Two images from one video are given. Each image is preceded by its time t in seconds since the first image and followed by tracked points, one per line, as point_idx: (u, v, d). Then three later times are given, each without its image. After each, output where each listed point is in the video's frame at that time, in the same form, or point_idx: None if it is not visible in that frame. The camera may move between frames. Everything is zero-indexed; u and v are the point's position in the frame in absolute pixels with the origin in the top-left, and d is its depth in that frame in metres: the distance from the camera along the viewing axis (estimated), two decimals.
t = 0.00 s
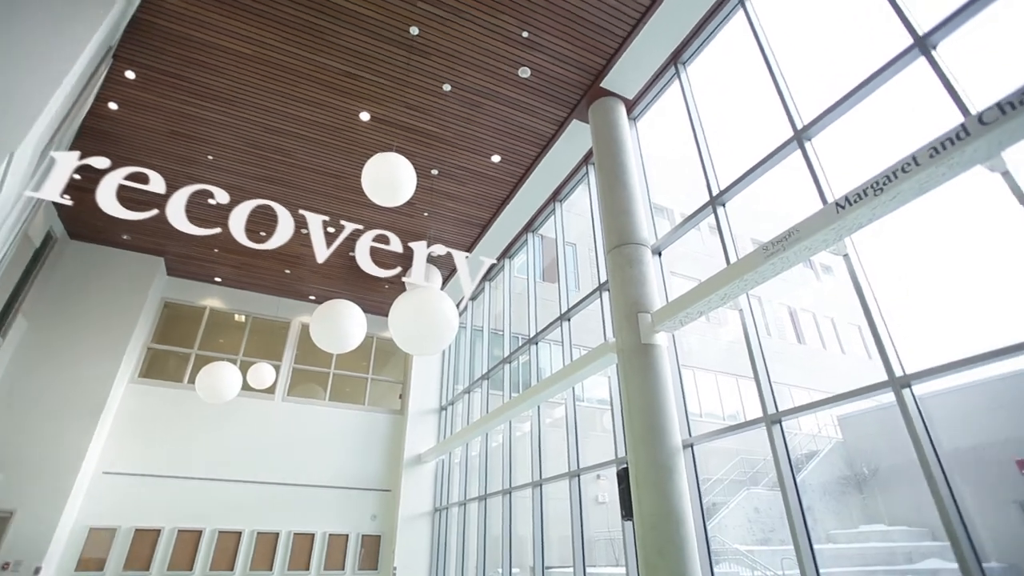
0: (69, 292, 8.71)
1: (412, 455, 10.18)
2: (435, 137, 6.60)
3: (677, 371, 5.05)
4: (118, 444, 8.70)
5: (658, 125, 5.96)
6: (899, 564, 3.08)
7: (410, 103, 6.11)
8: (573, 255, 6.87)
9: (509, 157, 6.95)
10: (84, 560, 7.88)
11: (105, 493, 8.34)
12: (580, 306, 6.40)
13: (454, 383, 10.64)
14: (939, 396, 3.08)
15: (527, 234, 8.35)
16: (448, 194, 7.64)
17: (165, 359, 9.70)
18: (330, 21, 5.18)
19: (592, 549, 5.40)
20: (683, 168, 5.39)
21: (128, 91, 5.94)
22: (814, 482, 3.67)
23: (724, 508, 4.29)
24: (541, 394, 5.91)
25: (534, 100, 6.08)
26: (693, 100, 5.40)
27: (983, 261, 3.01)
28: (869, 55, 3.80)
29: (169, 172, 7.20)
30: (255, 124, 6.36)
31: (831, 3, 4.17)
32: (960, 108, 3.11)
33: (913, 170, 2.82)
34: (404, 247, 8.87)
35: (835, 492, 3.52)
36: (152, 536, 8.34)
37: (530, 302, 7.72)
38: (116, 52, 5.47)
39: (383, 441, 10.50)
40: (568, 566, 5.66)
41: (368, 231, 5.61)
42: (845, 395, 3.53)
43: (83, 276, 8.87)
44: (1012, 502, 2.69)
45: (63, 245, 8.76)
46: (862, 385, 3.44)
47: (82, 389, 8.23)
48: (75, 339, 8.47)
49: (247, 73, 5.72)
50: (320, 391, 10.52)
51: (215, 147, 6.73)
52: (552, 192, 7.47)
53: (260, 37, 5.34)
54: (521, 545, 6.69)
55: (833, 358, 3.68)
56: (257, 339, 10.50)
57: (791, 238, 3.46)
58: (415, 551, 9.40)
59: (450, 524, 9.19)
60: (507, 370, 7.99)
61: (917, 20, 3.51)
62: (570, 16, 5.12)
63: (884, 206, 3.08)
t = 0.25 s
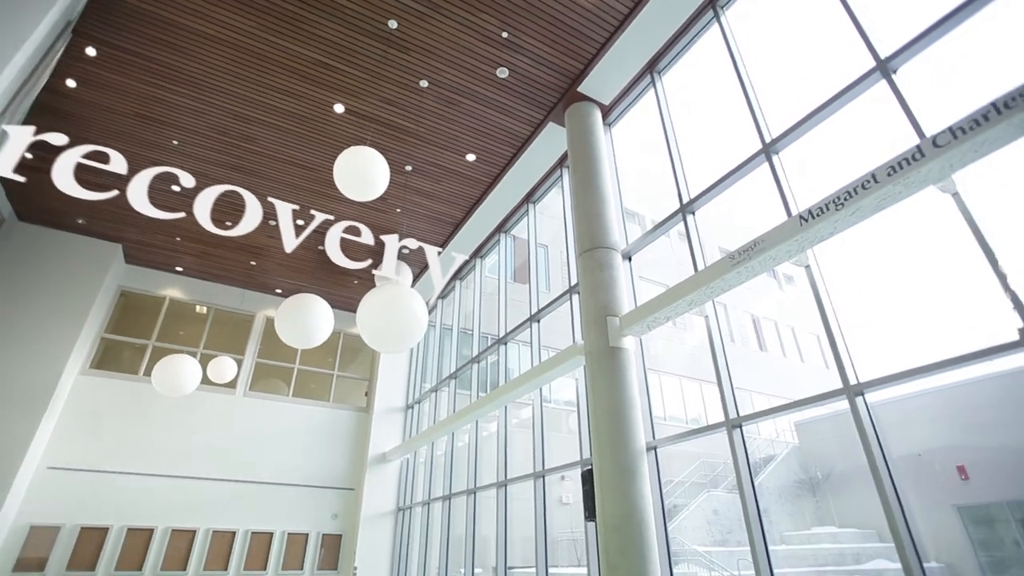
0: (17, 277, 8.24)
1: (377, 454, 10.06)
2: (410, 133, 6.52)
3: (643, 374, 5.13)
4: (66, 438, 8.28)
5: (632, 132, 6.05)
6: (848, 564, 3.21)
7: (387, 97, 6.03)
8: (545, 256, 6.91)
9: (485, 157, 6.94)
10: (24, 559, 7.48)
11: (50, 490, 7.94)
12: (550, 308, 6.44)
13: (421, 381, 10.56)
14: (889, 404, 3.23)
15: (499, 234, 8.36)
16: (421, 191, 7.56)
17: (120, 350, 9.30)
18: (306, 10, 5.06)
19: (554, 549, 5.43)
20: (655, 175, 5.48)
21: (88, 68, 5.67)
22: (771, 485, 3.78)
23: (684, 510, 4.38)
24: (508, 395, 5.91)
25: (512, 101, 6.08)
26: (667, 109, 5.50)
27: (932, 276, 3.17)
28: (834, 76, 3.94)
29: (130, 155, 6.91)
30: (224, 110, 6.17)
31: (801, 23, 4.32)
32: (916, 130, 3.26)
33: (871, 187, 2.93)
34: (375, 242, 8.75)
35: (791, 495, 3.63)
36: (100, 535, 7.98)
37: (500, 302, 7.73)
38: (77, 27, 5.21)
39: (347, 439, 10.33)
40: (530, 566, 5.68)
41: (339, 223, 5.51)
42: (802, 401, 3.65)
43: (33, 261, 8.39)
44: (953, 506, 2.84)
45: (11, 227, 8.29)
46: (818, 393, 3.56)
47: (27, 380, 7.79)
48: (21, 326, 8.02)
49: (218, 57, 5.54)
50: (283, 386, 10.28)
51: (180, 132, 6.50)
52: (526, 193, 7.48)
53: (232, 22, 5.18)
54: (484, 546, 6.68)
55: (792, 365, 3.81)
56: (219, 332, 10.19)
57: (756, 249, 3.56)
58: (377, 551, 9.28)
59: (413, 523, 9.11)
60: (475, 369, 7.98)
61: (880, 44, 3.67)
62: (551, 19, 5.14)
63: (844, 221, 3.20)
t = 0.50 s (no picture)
0: None
1: (346, 452, 9.92)
2: (389, 129, 6.46)
3: (615, 377, 5.18)
4: (17, 432, 7.92)
5: (611, 137, 6.12)
6: (807, 565, 3.31)
7: (366, 92, 5.95)
8: (521, 257, 6.94)
9: (464, 155, 6.91)
10: None
11: None
12: (525, 308, 6.46)
13: (394, 379, 10.46)
14: (850, 411, 3.34)
15: (476, 233, 8.36)
16: (398, 188, 7.49)
17: (79, 341, 8.93)
18: None
19: (524, 549, 5.45)
20: (631, 180, 5.55)
21: (53, 47, 5.44)
22: (736, 487, 3.87)
23: (652, 511, 4.44)
24: (480, 395, 5.89)
25: (493, 101, 6.07)
26: (646, 115, 5.59)
27: (893, 287, 3.30)
28: (806, 90, 4.06)
29: (95, 139, 6.65)
30: (196, 97, 6.00)
31: (776, 38, 4.44)
32: (882, 146, 3.39)
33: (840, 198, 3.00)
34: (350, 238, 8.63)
35: (755, 497, 3.72)
36: (52, 534, 7.66)
37: (475, 301, 7.73)
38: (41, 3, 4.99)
39: (316, 437, 10.16)
40: (499, 566, 5.69)
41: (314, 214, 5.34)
42: (769, 406, 3.74)
43: None
44: (907, 509, 2.96)
45: None
46: (783, 398, 3.66)
47: None
48: None
49: (191, 42, 5.38)
50: (252, 382, 10.05)
51: (150, 118, 6.29)
52: (505, 193, 7.51)
53: (208, 6, 5.04)
54: (453, 545, 6.65)
55: (759, 371, 3.90)
56: (186, 325, 9.91)
57: (728, 255, 3.63)
58: (344, 551, 9.15)
59: (382, 523, 9.02)
60: (449, 368, 7.95)
61: (850, 62, 3.80)
62: (534, 21, 5.15)
63: (812, 231, 3.29)
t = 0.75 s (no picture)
0: None
1: (318, 450, 9.76)
2: (370, 124, 6.39)
3: (591, 379, 5.22)
4: None
5: (592, 140, 6.18)
6: (772, 566, 3.38)
7: (348, 86, 5.88)
8: (500, 257, 6.96)
9: (445, 153, 6.87)
10: None
11: None
12: (502, 309, 6.46)
13: (368, 377, 10.35)
14: (817, 415, 3.43)
15: (455, 233, 8.35)
16: (378, 184, 7.41)
17: (39, 332, 8.61)
18: None
19: (496, 550, 5.45)
20: (611, 184, 5.60)
21: (18, 25, 5.22)
22: (706, 489, 3.93)
23: (623, 512, 4.48)
24: (456, 395, 5.86)
25: (475, 100, 6.05)
26: (627, 120, 5.66)
27: (859, 296, 3.41)
28: (782, 101, 4.17)
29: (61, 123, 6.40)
30: (171, 84, 5.83)
31: (755, 50, 4.54)
32: (853, 159, 3.50)
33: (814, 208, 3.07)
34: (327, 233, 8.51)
35: (724, 499, 3.79)
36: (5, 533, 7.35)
37: (453, 300, 7.70)
38: None
39: (288, 435, 9.99)
40: (471, 566, 5.68)
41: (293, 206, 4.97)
42: (739, 410, 3.81)
43: None
44: (868, 511, 3.06)
45: None
46: (753, 402, 3.74)
47: None
48: None
49: (167, 28, 5.23)
50: (222, 378, 9.82)
51: (120, 103, 6.09)
52: (485, 193, 7.53)
53: None
54: (424, 546, 6.61)
55: (731, 375, 3.98)
56: (154, 318, 9.63)
57: (703, 261, 3.69)
58: (314, 551, 9.00)
59: (352, 522, 8.91)
60: (424, 367, 7.89)
61: (825, 77, 3.91)
62: (519, 23, 5.15)
63: (785, 240, 3.36)
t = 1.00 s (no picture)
0: None
1: (290, 448, 9.59)
2: (351, 119, 6.31)
3: (567, 380, 5.24)
4: None
5: (574, 142, 6.21)
6: (741, 566, 3.45)
7: (329, 79, 5.79)
8: (480, 257, 6.95)
9: (427, 151, 6.83)
10: None
11: None
12: (480, 309, 6.45)
13: (343, 375, 10.21)
14: (786, 420, 3.51)
15: (435, 231, 8.32)
16: (358, 180, 7.31)
17: None
18: None
19: (469, 551, 5.44)
20: (592, 187, 5.64)
21: None
22: (678, 491, 3.99)
23: (596, 514, 4.51)
24: (431, 394, 5.82)
25: (459, 99, 6.02)
26: (609, 124, 5.73)
27: (829, 304, 3.50)
28: (761, 111, 4.25)
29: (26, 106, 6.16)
30: (145, 70, 5.65)
31: (736, 60, 4.62)
32: (827, 170, 3.59)
33: (789, 216, 3.13)
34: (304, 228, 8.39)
35: (695, 501, 3.84)
36: None
37: (431, 299, 7.67)
38: None
39: (259, 433, 9.80)
40: (443, 567, 5.66)
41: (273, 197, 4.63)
42: (711, 413, 3.87)
43: None
44: (833, 514, 3.14)
45: None
46: (725, 406, 3.80)
47: None
48: None
49: (142, 12, 5.06)
50: (192, 373, 9.58)
51: (90, 87, 5.89)
52: (466, 193, 7.53)
53: None
54: (397, 546, 6.55)
55: (705, 378, 4.04)
56: (121, 310, 9.34)
57: (681, 266, 3.73)
58: (283, 551, 8.84)
59: (323, 522, 8.79)
60: (401, 366, 7.84)
61: (802, 89, 4.01)
62: (504, 23, 5.14)
63: (760, 247, 3.43)
